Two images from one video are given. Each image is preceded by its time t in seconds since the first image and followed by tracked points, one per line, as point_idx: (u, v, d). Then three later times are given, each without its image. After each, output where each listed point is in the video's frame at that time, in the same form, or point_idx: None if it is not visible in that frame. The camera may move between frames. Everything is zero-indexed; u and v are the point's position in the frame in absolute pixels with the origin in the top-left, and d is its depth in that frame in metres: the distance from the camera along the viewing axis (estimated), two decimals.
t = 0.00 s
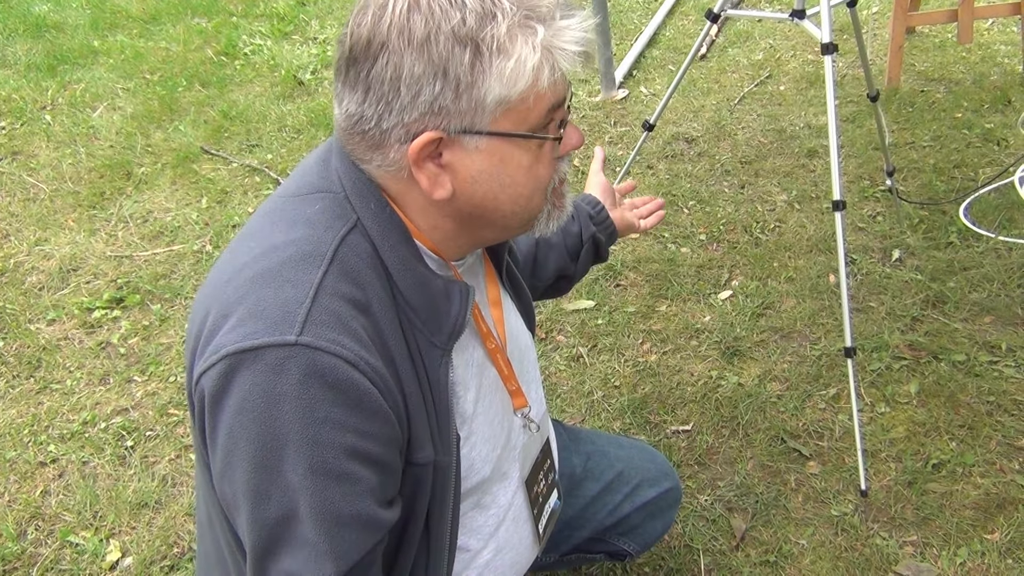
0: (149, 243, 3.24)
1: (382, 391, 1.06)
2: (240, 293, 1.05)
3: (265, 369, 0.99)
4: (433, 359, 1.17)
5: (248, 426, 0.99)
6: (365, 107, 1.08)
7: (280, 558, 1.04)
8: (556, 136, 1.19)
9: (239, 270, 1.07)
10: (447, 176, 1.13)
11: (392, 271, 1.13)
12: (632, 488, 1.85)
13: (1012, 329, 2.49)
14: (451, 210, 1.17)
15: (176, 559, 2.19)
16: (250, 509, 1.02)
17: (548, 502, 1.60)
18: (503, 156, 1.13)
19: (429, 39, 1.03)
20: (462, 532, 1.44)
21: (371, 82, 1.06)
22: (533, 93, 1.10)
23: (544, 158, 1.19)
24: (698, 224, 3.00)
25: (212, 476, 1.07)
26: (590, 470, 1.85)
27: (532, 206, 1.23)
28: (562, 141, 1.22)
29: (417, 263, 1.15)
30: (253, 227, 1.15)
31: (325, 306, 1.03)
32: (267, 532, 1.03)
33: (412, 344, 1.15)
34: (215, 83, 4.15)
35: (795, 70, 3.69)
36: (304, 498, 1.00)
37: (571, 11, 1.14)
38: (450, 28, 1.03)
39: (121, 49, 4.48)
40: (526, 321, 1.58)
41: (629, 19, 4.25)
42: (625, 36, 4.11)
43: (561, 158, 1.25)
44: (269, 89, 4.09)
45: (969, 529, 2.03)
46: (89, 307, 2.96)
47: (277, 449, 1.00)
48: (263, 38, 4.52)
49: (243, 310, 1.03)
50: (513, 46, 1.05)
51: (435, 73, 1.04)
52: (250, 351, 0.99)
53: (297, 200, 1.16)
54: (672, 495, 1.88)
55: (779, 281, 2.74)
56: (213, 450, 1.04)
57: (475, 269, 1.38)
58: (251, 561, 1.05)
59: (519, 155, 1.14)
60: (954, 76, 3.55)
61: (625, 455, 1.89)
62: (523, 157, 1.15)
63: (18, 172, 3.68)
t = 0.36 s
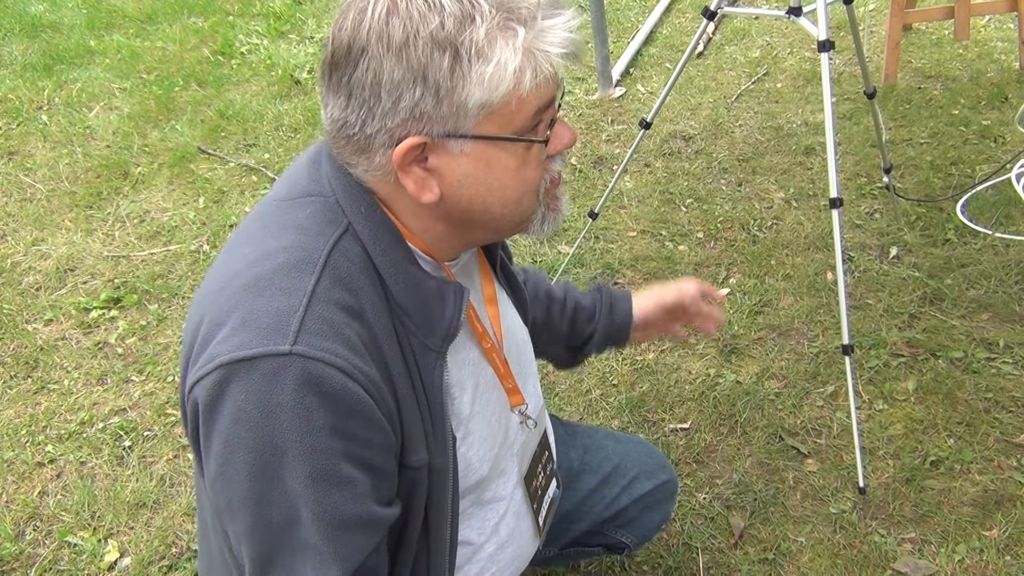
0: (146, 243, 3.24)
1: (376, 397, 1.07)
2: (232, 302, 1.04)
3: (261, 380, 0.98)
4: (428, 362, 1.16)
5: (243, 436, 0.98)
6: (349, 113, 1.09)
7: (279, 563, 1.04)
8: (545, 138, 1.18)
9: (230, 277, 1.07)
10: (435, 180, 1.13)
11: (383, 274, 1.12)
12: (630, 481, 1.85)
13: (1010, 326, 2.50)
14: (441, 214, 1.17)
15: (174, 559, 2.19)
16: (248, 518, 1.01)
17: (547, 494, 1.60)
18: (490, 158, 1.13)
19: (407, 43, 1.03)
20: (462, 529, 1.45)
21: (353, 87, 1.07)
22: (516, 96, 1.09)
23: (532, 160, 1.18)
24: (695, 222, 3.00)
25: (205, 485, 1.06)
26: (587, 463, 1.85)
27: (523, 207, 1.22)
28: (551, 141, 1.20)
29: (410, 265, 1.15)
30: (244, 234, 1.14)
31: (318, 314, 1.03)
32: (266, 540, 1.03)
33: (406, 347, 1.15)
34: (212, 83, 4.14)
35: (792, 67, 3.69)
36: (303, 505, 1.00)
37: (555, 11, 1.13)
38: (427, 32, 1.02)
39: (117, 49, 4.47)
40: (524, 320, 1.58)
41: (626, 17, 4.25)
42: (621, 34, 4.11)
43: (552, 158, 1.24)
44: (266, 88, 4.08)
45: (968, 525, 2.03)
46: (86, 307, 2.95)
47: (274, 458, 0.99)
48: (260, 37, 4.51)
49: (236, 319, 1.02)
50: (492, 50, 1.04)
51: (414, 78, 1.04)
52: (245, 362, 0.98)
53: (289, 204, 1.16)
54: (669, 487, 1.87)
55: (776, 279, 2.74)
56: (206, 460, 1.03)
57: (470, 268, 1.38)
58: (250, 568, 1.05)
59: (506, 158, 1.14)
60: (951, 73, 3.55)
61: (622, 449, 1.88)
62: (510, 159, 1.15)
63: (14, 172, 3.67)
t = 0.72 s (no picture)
0: (144, 242, 3.24)
1: (369, 391, 1.07)
2: (223, 302, 1.04)
3: (256, 377, 0.98)
4: (418, 361, 1.16)
5: (240, 435, 0.98)
6: (342, 108, 1.09)
7: (280, 561, 1.04)
8: (535, 139, 1.18)
9: (222, 277, 1.07)
10: (426, 179, 1.13)
11: (373, 274, 1.12)
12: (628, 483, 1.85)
13: (1007, 324, 2.50)
14: (430, 214, 1.18)
15: (173, 559, 2.19)
16: (248, 518, 1.01)
17: (540, 497, 1.60)
18: (481, 158, 1.13)
19: (402, 40, 1.03)
20: (454, 532, 1.45)
21: (347, 83, 1.06)
22: (509, 96, 1.09)
23: (523, 162, 1.18)
24: (693, 221, 3.00)
25: (201, 486, 1.06)
26: (585, 464, 1.85)
27: (513, 207, 1.22)
28: (542, 143, 1.21)
29: (399, 265, 1.15)
30: (236, 233, 1.15)
31: (310, 311, 1.03)
32: (266, 539, 1.03)
33: (397, 346, 1.15)
34: (209, 82, 4.14)
35: (790, 66, 3.70)
36: (302, 500, 1.01)
37: (550, 13, 1.13)
38: (423, 29, 1.02)
39: (114, 49, 4.46)
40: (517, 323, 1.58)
41: (623, 16, 4.25)
42: (619, 33, 4.11)
43: (543, 159, 1.24)
44: (264, 88, 4.08)
45: (965, 524, 2.04)
46: (84, 307, 2.95)
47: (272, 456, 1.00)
48: (257, 37, 4.51)
49: (228, 318, 1.02)
50: (486, 48, 1.04)
51: (408, 75, 1.04)
52: (239, 361, 0.98)
53: (280, 204, 1.16)
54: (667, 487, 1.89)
55: (774, 278, 2.74)
56: (202, 463, 1.02)
57: (462, 271, 1.38)
58: (251, 567, 1.05)
59: (497, 158, 1.14)
60: (948, 72, 3.55)
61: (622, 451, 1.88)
62: (501, 160, 1.15)
63: (12, 172, 3.67)
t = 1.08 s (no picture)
0: (145, 240, 3.23)
1: (367, 396, 1.07)
2: (220, 305, 1.04)
3: (254, 381, 0.98)
4: (417, 365, 1.16)
5: (238, 439, 0.98)
6: (348, 109, 1.08)
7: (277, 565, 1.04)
8: (541, 141, 1.18)
9: (219, 280, 1.07)
10: (431, 180, 1.13)
11: (372, 277, 1.12)
12: (629, 483, 1.85)
13: (1008, 323, 2.50)
14: (433, 216, 1.17)
15: (174, 556, 2.19)
16: (244, 522, 1.01)
17: (540, 501, 1.60)
18: (487, 160, 1.13)
19: (413, 41, 1.03)
20: (453, 535, 1.45)
21: (354, 84, 1.06)
22: (518, 97, 1.10)
23: (527, 162, 1.18)
24: (694, 219, 3.00)
25: (198, 489, 1.06)
26: (586, 465, 1.84)
27: (516, 209, 1.22)
28: (546, 145, 1.21)
29: (398, 269, 1.14)
30: (233, 236, 1.14)
31: (308, 315, 1.03)
32: (262, 542, 1.03)
33: (396, 350, 1.15)
34: (209, 80, 4.14)
35: (791, 64, 3.69)
36: (299, 505, 1.01)
37: (555, 15, 1.14)
38: (433, 30, 1.02)
39: (114, 46, 4.46)
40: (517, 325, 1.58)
41: (624, 13, 4.25)
42: (620, 31, 4.11)
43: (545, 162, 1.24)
44: (264, 85, 4.07)
45: (966, 522, 2.04)
46: (85, 305, 2.95)
47: (268, 460, 1.00)
48: (258, 34, 4.51)
49: (225, 322, 1.02)
50: (498, 49, 1.05)
51: (418, 75, 1.04)
52: (236, 365, 0.98)
53: (278, 206, 1.16)
54: (671, 484, 1.90)
55: (775, 276, 2.74)
56: (199, 466, 1.02)
57: (462, 273, 1.37)
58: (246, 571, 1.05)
59: (502, 159, 1.14)
60: (949, 70, 3.55)
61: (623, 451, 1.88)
62: (507, 161, 1.15)
63: (12, 169, 3.67)
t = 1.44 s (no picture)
0: (146, 243, 3.24)
1: (372, 407, 1.08)
2: (228, 316, 1.05)
3: (261, 392, 0.99)
4: (421, 376, 1.18)
5: (244, 449, 0.99)
6: (363, 121, 1.09)
7: None
8: (551, 148, 1.20)
9: (225, 291, 1.08)
10: (445, 190, 1.14)
11: (378, 289, 1.13)
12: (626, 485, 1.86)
13: (1006, 329, 2.51)
14: (445, 226, 1.18)
15: (175, 559, 2.20)
16: (249, 532, 1.02)
17: (540, 508, 1.61)
18: (501, 168, 1.14)
19: (431, 51, 1.05)
20: (454, 543, 1.46)
21: (371, 95, 1.07)
22: (533, 103, 1.12)
23: (538, 169, 1.19)
24: (694, 225, 3.02)
25: (203, 499, 1.06)
26: (583, 469, 1.85)
27: (525, 217, 1.23)
28: (556, 152, 1.23)
29: (404, 280, 1.16)
30: (239, 246, 1.16)
31: (315, 326, 1.04)
32: (266, 553, 1.03)
33: (400, 361, 1.16)
34: (210, 84, 4.15)
35: (790, 70, 3.71)
36: (303, 516, 1.02)
37: (564, 24, 1.17)
38: (451, 40, 1.05)
39: (116, 49, 4.48)
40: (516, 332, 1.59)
41: (624, 19, 4.27)
42: (620, 36, 4.13)
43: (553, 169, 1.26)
44: (265, 90, 4.09)
45: (964, 528, 2.05)
46: (87, 308, 2.96)
47: (274, 471, 1.00)
48: (259, 38, 4.53)
49: (232, 332, 1.03)
50: (515, 57, 1.07)
51: (438, 84, 1.05)
52: (244, 375, 0.99)
53: (284, 217, 1.17)
54: (669, 487, 1.91)
55: (774, 282, 2.75)
56: (205, 475, 1.03)
57: (463, 281, 1.38)
58: None
59: (517, 167, 1.15)
60: (948, 77, 3.57)
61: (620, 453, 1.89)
62: (521, 168, 1.16)
63: (14, 172, 3.68)
